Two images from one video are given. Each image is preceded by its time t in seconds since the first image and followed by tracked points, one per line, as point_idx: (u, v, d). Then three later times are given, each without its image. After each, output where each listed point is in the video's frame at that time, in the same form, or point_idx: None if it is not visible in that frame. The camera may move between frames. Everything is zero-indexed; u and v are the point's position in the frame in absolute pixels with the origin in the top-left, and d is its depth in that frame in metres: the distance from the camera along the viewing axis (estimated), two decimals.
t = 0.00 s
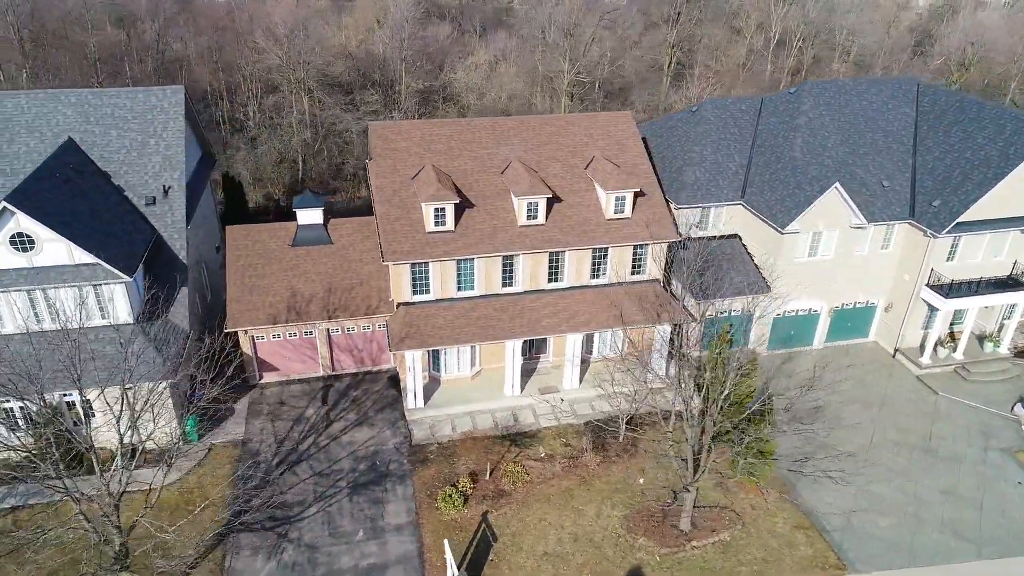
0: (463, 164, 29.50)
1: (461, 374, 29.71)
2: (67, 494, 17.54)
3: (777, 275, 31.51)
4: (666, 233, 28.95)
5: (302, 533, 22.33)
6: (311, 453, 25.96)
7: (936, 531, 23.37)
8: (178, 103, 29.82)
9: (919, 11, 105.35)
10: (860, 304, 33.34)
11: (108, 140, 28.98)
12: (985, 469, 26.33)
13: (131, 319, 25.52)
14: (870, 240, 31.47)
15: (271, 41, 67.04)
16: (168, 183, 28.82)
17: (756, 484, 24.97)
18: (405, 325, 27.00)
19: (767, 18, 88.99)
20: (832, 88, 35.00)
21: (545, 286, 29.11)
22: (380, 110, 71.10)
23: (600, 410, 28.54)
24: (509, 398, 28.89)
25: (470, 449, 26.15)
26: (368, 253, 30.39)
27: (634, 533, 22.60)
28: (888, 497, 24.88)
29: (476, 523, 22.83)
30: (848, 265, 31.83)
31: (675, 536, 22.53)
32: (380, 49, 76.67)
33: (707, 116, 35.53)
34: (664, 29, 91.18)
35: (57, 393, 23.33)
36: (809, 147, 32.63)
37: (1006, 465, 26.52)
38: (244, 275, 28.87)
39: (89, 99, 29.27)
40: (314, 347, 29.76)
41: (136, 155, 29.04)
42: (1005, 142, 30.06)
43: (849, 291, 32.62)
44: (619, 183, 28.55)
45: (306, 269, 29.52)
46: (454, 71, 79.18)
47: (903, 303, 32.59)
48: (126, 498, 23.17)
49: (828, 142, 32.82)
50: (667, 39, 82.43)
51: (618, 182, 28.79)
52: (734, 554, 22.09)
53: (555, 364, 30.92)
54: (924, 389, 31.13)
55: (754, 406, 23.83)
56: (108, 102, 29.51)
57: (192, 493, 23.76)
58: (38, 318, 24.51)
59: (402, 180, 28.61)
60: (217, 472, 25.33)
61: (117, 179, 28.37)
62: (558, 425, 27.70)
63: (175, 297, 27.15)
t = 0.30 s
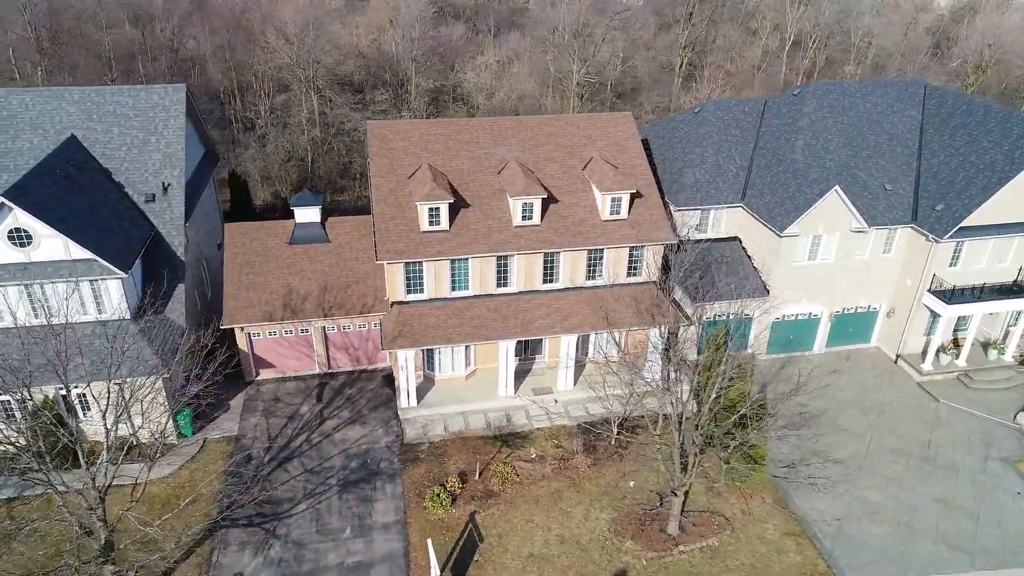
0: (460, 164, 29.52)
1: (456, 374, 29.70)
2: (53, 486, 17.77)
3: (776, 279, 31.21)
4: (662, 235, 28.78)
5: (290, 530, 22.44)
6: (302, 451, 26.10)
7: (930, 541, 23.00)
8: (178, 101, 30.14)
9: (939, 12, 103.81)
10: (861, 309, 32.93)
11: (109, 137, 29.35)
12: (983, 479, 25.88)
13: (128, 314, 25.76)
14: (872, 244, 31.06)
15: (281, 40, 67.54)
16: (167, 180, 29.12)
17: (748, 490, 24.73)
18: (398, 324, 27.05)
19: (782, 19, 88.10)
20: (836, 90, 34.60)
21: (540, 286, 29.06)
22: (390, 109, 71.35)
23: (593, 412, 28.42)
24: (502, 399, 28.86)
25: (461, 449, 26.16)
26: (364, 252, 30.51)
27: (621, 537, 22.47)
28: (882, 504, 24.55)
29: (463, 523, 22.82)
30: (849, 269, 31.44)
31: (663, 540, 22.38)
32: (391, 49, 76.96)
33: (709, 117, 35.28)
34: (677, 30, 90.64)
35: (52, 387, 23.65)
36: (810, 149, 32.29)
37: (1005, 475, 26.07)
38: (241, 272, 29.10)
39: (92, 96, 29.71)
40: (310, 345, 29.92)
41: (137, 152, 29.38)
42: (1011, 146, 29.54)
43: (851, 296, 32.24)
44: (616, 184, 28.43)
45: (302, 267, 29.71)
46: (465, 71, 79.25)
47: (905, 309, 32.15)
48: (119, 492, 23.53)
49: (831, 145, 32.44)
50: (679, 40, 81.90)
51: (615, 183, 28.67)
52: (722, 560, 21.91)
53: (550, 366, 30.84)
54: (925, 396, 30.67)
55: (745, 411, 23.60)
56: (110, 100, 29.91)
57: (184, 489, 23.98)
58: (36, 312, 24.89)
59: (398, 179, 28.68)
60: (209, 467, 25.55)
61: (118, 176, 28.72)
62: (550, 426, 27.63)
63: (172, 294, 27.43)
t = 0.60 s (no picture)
0: (458, 165, 29.54)
1: (452, 374, 29.74)
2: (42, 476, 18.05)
3: (777, 283, 30.87)
4: (660, 237, 28.59)
5: (279, 526, 22.61)
6: (296, 447, 26.28)
7: (925, 552, 22.62)
8: (182, 99, 30.54)
9: (962, 14, 102.00)
10: (865, 315, 32.48)
11: (113, 134, 29.78)
12: (983, 489, 25.41)
13: (126, 310, 26.03)
14: (876, 249, 30.60)
15: (294, 40, 68.03)
16: (169, 177, 29.44)
17: (742, 496, 24.46)
18: (393, 323, 27.12)
19: (799, 20, 87.04)
20: (842, 92, 34.17)
21: (536, 287, 29.00)
22: (400, 109, 71.61)
23: (588, 414, 28.32)
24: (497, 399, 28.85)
25: (453, 449, 26.19)
26: (363, 251, 30.65)
27: (609, 540, 22.35)
28: (877, 513, 24.20)
29: (451, 523, 22.84)
30: (852, 274, 31.01)
31: (651, 544, 22.24)
32: (403, 49, 77.22)
33: (712, 119, 35.00)
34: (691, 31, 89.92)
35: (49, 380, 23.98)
36: (814, 152, 31.92)
37: (1005, 485, 25.58)
38: (240, 269, 29.36)
39: (98, 94, 30.24)
40: (308, 342, 30.10)
41: (141, 149, 29.76)
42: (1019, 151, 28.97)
43: (853, 301, 31.80)
44: (614, 186, 28.29)
45: (301, 265, 29.91)
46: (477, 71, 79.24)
47: (909, 315, 31.66)
48: (114, 485, 23.85)
49: (835, 148, 32.03)
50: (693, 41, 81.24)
51: (613, 185, 28.53)
52: (711, 566, 21.72)
53: (547, 367, 30.77)
54: (928, 404, 30.18)
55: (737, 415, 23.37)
56: (115, 98, 30.41)
57: (177, 482, 24.25)
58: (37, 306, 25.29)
59: (397, 179, 28.77)
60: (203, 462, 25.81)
61: (121, 173, 29.09)
62: (544, 427, 27.58)
63: (171, 290, 27.70)
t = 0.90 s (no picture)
0: (453, 164, 29.56)
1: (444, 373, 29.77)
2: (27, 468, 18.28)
3: (774, 286, 30.56)
4: (655, 239, 28.43)
5: (266, 522, 22.75)
6: (287, 444, 26.42)
7: (915, 561, 22.29)
8: (181, 97, 30.82)
9: (981, 16, 100.26)
10: (864, 320, 32.07)
11: (114, 131, 30.14)
12: (979, 498, 24.99)
13: (121, 305, 26.31)
14: (875, 253, 30.20)
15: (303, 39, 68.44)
16: (168, 174, 29.71)
17: (730, 501, 24.25)
18: (385, 322, 27.20)
19: (813, 21, 86.04)
20: (845, 94, 33.77)
21: (530, 288, 28.95)
22: (409, 108, 71.79)
23: (580, 416, 28.22)
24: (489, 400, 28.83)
25: (442, 449, 26.21)
26: (358, 249, 30.77)
27: (593, 543, 22.26)
28: (868, 520, 23.89)
29: (436, 522, 22.85)
30: (851, 278, 30.65)
31: (635, 548, 22.14)
32: (413, 48, 77.39)
33: (713, 120, 34.74)
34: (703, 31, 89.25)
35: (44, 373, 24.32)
36: (814, 155, 31.57)
37: (1001, 495, 25.15)
38: (236, 266, 29.59)
39: (100, 92, 30.61)
40: (302, 340, 30.26)
41: (140, 146, 30.08)
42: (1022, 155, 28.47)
43: (852, 306, 31.42)
44: (608, 187, 28.16)
45: (297, 263, 30.08)
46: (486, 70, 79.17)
47: (909, 321, 31.21)
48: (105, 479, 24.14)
49: (835, 150, 31.66)
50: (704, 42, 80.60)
51: (607, 186, 28.41)
52: (695, 571, 21.56)
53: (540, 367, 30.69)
54: (926, 411, 29.74)
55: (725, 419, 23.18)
56: (117, 95, 30.77)
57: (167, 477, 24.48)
58: (34, 300, 25.67)
59: (391, 178, 28.84)
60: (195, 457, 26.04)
61: (120, 169, 29.41)
62: (535, 428, 27.53)
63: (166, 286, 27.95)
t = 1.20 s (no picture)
0: (449, 164, 29.60)
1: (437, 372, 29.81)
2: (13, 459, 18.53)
3: (771, 290, 30.25)
4: (649, 241, 28.27)
5: (252, 517, 22.92)
6: (278, 440, 26.62)
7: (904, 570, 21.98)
8: (182, 95, 31.12)
9: (1002, 17, 98.58)
10: (863, 324, 31.67)
11: (116, 128, 30.52)
12: (973, 508, 24.59)
13: (118, 300, 26.60)
14: (874, 257, 29.81)
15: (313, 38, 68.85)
16: (167, 171, 30.03)
17: (719, 506, 24.06)
18: (377, 320, 27.30)
19: (827, 22, 85.05)
20: (847, 96, 33.37)
21: (522, 288, 28.92)
22: (417, 107, 71.97)
23: (571, 417, 28.14)
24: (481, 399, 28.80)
25: (432, 447, 26.28)
26: (354, 248, 30.92)
27: (578, 545, 22.18)
28: (858, 527, 23.61)
29: (421, 521, 22.90)
30: (849, 282, 30.29)
31: (620, 551, 22.06)
32: (423, 48, 77.59)
33: (713, 122, 34.49)
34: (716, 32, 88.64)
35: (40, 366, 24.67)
36: (814, 157, 31.22)
37: (997, 504, 24.74)
38: (232, 263, 29.85)
39: (103, 89, 31.00)
40: (298, 337, 30.44)
41: (141, 143, 30.44)
42: None
43: (851, 310, 31.04)
44: (603, 188, 28.03)
45: (293, 261, 30.30)
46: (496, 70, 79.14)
47: (909, 326, 30.78)
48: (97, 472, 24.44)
49: (836, 153, 31.30)
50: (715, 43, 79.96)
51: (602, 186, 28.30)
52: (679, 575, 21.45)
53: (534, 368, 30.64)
54: (924, 418, 29.31)
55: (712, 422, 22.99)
56: (119, 93, 31.14)
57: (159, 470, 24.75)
58: (33, 294, 26.08)
59: (387, 177, 28.94)
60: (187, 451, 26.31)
61: (120, 166, 29.78)
62: (526, 429, 27.49)
63: (164, 281, 28.23)
